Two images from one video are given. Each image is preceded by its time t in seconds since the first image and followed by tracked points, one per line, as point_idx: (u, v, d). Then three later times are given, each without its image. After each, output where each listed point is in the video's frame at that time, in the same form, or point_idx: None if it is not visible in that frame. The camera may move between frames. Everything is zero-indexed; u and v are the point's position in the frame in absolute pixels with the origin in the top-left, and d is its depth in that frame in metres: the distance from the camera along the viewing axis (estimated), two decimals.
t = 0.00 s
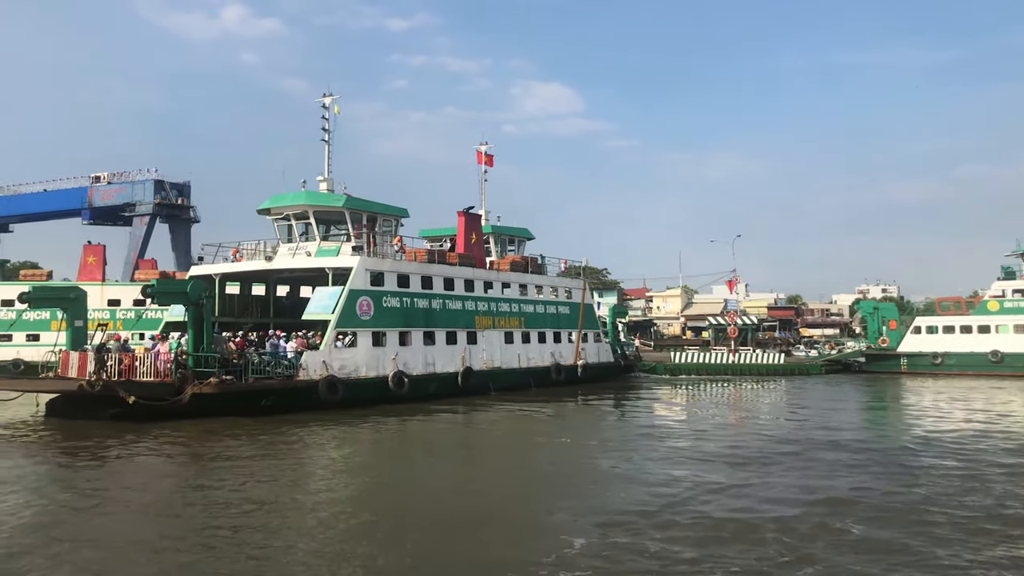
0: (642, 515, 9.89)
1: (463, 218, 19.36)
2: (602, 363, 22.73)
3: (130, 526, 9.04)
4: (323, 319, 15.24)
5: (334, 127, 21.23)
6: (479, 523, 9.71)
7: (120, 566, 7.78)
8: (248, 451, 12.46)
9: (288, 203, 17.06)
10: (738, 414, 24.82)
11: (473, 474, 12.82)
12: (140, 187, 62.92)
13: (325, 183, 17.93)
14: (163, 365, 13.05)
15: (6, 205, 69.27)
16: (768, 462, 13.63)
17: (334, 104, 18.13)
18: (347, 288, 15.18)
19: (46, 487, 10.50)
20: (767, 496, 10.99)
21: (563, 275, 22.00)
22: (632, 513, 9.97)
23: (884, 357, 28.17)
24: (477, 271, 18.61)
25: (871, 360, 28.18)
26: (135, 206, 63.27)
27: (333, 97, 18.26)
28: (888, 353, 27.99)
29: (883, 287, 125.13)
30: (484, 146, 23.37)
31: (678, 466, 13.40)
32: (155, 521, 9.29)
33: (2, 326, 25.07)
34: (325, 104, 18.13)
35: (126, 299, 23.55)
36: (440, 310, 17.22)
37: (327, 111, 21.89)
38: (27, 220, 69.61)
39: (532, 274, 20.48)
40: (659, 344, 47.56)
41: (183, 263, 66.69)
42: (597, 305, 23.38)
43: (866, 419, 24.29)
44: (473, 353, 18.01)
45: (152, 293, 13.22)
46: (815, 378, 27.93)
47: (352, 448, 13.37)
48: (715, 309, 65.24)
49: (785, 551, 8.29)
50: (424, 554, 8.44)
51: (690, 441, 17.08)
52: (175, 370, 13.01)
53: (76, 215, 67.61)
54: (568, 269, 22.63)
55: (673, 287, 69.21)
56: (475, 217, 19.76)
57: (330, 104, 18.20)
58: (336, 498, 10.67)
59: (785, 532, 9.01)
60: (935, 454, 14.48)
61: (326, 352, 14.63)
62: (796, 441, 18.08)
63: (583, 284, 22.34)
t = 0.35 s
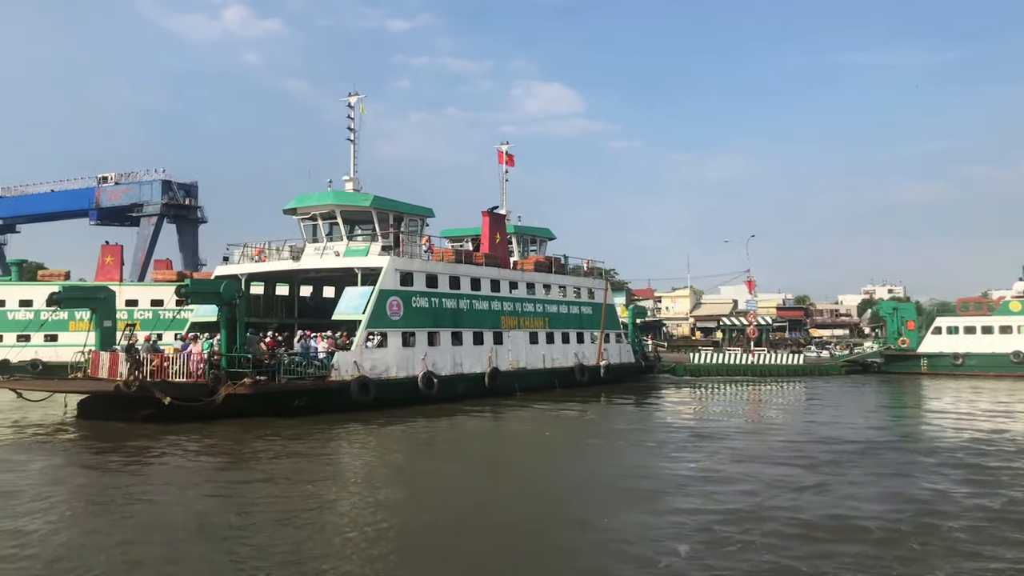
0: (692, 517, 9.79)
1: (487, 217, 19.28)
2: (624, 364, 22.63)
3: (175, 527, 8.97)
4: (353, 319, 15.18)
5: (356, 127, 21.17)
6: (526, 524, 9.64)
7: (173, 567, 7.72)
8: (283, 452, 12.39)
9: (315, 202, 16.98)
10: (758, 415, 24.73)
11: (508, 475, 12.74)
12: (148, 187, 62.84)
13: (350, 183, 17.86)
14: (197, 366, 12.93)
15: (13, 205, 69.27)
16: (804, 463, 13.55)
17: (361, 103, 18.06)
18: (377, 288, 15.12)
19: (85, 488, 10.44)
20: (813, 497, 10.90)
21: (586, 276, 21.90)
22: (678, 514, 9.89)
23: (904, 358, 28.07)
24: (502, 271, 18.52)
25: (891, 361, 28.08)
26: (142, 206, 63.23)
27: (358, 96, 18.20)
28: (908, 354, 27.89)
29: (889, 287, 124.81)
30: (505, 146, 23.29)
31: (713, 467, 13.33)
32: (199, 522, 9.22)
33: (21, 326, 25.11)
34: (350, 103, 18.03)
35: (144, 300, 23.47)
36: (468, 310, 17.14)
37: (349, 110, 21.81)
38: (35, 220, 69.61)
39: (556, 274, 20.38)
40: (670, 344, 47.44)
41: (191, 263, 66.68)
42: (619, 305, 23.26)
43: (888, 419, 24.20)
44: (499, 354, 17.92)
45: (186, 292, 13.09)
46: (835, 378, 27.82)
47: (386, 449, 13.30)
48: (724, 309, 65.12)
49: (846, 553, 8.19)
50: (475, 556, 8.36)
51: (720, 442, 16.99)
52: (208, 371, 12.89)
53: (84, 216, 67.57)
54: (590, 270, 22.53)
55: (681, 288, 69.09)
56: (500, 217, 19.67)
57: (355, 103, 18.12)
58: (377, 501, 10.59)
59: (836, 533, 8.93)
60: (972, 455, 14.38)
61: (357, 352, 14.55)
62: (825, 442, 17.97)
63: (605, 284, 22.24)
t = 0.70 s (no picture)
0: (736, 514, 9.72)
1: (509, 217, 19.22)
2: (644, 364, 22.53)
3: (216, 526, 8.90)
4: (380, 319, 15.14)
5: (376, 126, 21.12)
6: (567, 523, 9.57)
7: (220, 565, 7.65)
8: (315, 451, 12.33)
9: (339, 202, 16.91)
10: (777, 414, 24.63)
11: (540, 475, 12.66)
12: (154, 187, 62.78)
13: (373, 182, 17.80)
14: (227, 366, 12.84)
15: (18, 205, 69.19)
16: (836, 461, 13.49)
17: (383, 102, 18.00)
18: (404, 288, 15.07)
19: (121, 488, 10.38)
20: (854, 495, 10.82)
21: (605, 275, 21.79)
22: (720, 513, 9.82)
23: (921, 358, 27.98)
24: (525, 271, 18.45)
25: (908, 361, 27.99)
26: (148, 206, 63.17)
27: (380, 95, 18.14)
28: (926, 354, 27.80)
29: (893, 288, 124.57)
30: (524, 145, 23.22)
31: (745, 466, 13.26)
32: (240, 521, 9.16)
33: (38, 326, 25.14)
34: (373, 102, 17.98)
35: (160, 300, 23.41)
36: (492, 310, 17.08)
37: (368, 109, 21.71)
38: (40, 220, 69.56)
39: (577, 274, 20.28)
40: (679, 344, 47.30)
41: (197, 263, 66.67)
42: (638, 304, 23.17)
43: (908, 419, 24.11)
44: (523, 353, 17.85)
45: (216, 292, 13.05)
46: (852, 378, 27.72)
47: (416, 449, 13.24)
48: (732, 309, 65.01)
49: (900, 550, 8.13)
50: (522, 555, 8.29)
51: (746, 442, 16.91)
52: (237, 370, 12.79)
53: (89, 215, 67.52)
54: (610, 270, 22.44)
55: (688, 288, 68.98)
56: (521, 217, 19.60)
57: (378, 102, 18.06)
58: (413, 501, 10.53)
59: (883, 531, 8.85)
60: (1005, 454, 14.29)
61: (386, 351, 14.49)
62: (851, 441, 17.89)
63: (625, 284, 22.13)
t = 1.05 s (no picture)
0: (787, 512, 9.60)
1: (534, 216, 19.11)
2: (665, 363, 22.42)
3: (264, 522, 8.78)
4: (410, 318, 15.05)
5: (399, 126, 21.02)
6: (616, 521, 9.45)
7: (277, 561, 7.53)
8: (351, 452, 12.23)
9: (366, 200, 16.82)
10: (798, 414, 24.51)
11: (577, 475, 12.55)
12: (161, 186, 62.70)
13: (399, 181, 17.70)
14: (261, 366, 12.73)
15: (24, 205, 69.12)
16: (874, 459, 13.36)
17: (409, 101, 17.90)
18: (435, 287, 14.99)
19: (161, 486, 10.27)
20: (901, 492, 10.70)
21: (627, 275, 21.68)
22: (771, 510, 9.70)
23: (941, 357, 27.85)
24: (551, 270, 18.34)
25: (928, 360, 27.86)
26: (155, 206, 63.09)
27: (405, 93, 18.03)
28: (945, 353, 27.67)
29: (899, 287, 124.26)
30: (545, 144, 23.13)
31: (783, 463, 13.15)
32: (288, 518, 9.05)
33: (56, 326, 25.16)
34: (398, 100, 17.88)
35: (179, 300, 23.34)
36: (519, 309, 16.98)
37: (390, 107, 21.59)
38: (46, 221, 69.51)
39: (601, 273, 20.16)
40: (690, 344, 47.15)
41: (205, 263, 66.61)
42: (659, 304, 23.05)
43: (930, 417, 23.98)
44: (549, 353, 17.74)
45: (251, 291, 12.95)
46: (871, 377, 27.60)
47: (451, 450, 13.13)
48: (740, 309, 64.82)
49: (962, 548, 8.01)
50: (578, 551, 8.18)
51: (776, 441, 16.79)
52: (272, 371, 12.68)
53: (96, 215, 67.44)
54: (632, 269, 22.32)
55: (697, 287, 68.82)
56: (546, 215, 19.49)
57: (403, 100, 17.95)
58: (456, 501, 10.41)
59: (941, 529, 8.73)
60: None
61: (417, 351, 14.41)
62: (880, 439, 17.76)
63: (647, 283, 22.01)
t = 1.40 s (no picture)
0: (832, 511, 9.51)
1: (557, 215, 19.01)
2: (686, 363, 22.32)
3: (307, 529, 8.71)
4: (438, 318, 14.98)
5: (421, 125, 20.98)
6: (662, 520, 9.36)
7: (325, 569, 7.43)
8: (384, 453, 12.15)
9: (392, 199, 16.75)
10: (818, 413, 24.38)
11: (611, 476, 12.46)
12: (168, 187, 62.66)
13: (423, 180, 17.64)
14: (294, 366, 12.67)
15: (31, 206, 69.07)
16: (909, 456, 13.25)
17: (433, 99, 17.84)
18: (463, 287, 14.92)
19: (199, 493, 10.20)
20: (943, 490, 10.60)
21: (649, 274, 21.57)
22: (816, 509, 9.60)
23: (960, 357, 27.72)
24: (575, 269, 18.25)
25: (947, 359, 27.74)
26: (162, 206, 63.04)
27: (429, 92, 17.98)
28: (965, 352, 27.54)
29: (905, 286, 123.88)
30: (563, 142, 23.07)
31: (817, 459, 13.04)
32: (330, 524, 8.96)
33: (74, 326, 25.14)
34: (422, 99, 17.82)
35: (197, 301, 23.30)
36: (545, 309, 16.88)
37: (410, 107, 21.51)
38: (53, 222, 69.47)
39: (623, 272, 20.05)
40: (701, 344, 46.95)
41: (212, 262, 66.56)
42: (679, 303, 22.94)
43: (952, 416, 23.85)
44: (574, 353, 17.63)
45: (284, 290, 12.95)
46: (890, 377, 27.46)
47: (482, 449, 13.05)
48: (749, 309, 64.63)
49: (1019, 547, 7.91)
50: (628, 552, 8.08)
51: (804, 440, 16.68)
52: (305, 371, 12.62)
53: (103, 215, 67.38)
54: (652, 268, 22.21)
55: (705, 287, 68.61)
56: (569, 215, 19.40)
57: (427, 99, 17.90)
58: (495, 502, 10.33)
59: (993, 527, 8.63)
60: None
61: (446, 351, 14.35)
62: (907, 438, 17.64)
63: (668, 283, 21.90)
